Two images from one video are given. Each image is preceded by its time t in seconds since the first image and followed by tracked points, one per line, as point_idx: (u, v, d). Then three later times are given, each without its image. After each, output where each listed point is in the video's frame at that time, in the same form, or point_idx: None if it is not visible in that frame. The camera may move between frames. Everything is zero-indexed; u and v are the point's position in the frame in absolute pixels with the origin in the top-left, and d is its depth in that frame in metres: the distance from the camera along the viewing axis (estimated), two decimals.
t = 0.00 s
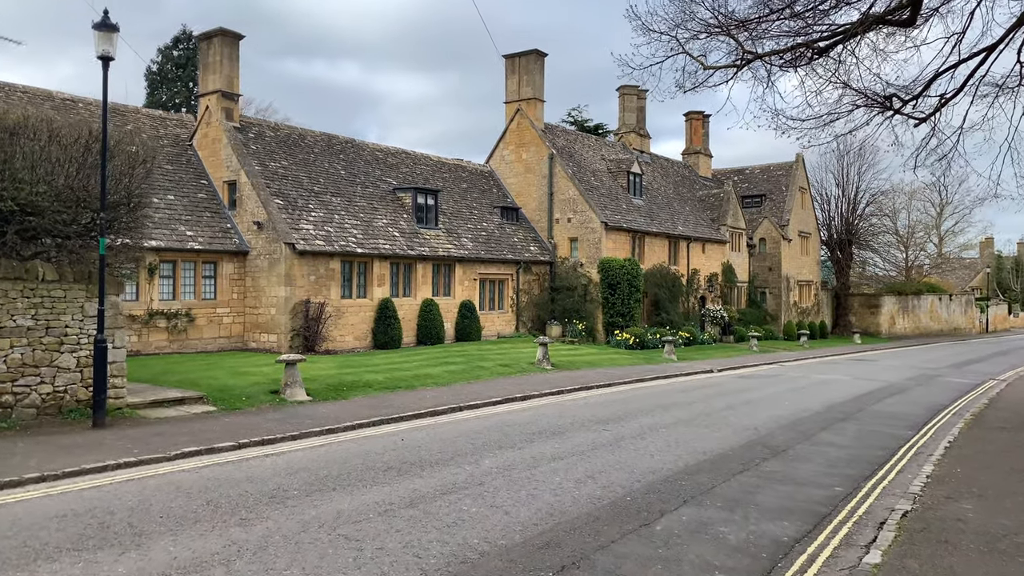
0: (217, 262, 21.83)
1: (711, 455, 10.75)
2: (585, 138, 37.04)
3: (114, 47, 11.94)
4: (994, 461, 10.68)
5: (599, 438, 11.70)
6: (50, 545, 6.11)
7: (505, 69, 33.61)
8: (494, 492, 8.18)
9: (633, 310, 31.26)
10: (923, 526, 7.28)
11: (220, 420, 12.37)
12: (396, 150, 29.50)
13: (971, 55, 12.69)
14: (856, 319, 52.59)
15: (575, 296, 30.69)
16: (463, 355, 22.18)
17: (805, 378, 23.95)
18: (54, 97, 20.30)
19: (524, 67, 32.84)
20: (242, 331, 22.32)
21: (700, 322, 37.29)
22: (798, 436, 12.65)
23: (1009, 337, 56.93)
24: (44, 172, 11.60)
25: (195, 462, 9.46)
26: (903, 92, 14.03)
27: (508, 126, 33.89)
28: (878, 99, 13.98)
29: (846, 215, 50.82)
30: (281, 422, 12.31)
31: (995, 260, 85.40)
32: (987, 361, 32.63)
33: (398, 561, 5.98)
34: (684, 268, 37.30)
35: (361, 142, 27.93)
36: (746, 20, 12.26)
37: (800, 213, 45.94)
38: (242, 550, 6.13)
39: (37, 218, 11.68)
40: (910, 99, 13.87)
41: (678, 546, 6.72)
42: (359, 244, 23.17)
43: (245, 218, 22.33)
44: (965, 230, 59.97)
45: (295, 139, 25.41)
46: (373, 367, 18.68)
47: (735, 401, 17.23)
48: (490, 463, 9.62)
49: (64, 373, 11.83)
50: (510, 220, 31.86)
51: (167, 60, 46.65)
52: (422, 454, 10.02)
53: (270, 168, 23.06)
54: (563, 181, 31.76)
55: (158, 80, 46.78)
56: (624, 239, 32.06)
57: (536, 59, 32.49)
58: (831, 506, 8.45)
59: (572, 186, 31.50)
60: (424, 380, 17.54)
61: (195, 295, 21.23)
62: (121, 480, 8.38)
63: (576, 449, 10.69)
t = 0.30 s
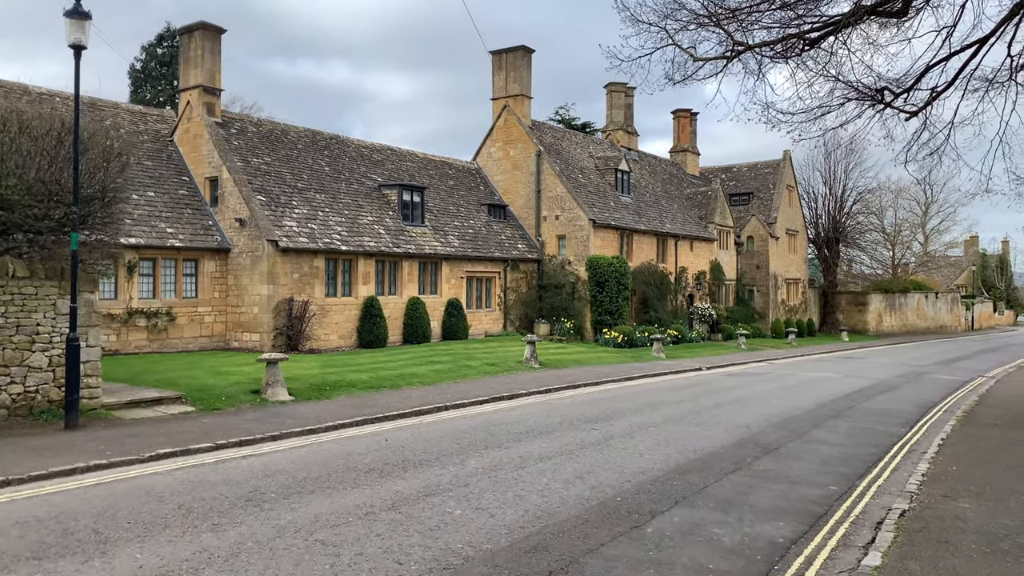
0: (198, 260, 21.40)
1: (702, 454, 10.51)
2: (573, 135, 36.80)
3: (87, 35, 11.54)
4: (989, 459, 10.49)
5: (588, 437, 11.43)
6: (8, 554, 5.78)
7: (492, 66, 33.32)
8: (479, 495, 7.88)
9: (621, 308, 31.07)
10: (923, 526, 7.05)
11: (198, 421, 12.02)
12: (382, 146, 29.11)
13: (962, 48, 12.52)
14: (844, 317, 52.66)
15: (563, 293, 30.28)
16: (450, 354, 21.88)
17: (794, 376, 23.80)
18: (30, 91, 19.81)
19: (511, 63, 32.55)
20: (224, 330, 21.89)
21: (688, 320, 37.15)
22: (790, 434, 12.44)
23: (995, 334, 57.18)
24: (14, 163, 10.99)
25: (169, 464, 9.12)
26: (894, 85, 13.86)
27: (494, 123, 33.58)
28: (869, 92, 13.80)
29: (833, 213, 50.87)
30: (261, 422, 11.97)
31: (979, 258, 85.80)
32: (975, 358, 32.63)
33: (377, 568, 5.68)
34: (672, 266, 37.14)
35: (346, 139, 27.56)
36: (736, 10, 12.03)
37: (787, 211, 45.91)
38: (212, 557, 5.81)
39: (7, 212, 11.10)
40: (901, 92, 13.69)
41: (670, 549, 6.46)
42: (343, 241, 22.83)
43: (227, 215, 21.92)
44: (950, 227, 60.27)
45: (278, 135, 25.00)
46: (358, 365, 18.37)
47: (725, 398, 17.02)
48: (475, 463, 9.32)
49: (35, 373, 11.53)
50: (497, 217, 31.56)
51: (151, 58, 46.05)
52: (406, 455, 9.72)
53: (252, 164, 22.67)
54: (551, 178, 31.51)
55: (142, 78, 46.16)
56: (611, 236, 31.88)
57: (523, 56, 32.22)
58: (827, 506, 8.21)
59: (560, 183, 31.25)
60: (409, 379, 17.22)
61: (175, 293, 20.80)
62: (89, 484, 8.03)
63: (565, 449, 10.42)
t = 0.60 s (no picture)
0: (173, 260, 20.91)
1: (687, 459, 10.24)
2: (556, 134, 36.53)
3: (49, 26, 11.11)
4: (976, 462, 10.32)
5: (570, 442, 11.15)
6: None
7: (474, 63, 32.97)
8: (455, 505, 7.56)
9: (604, 309, 30.89)
10: (914, 536, 6.82)
11: (167, 427, 11.60)
12: (362, 145, 28.68)
13: (949, 45, 12.36)
14: (826, 316, 52.74)
15: (546, 294, 30.14)
16: (431, 355, 21.52)
17: (778, 376, 23.65)
18: None
19: (493, 61, 32.23)
20: (200, 332, 21.40)
21: (671, 320, 37.03)
22: (776, 437, 12.22)
23: (975, 334, 57.55)
24: None
25: (133, 474, 8.73)
26: (879, 83, 13.71)
27: (477, 122, 33.23)
28: (854, 90, 13.64)
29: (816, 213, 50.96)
30: (232, 427, 11.57)
31: (958, 257, 86.53)
32: (956, 358, 32.70)
33: None
34: (655, 266, 36.97)
35: (326, 137, 27.11)
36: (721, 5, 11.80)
37: (770, 211, 45.92)
38: None
39: None
40: (886, 90, 13.54)
41: (654, 563, 6.17)
42: (322, 241, 22.42)
43: (203, 214, 21.43)
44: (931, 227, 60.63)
45: (256, 133, 24.52)
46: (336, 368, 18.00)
47: (709, 400, 16.80)
48: (453, 471, 9.00)
49: None
50: (480, 217, 31.23)
51: (130, 56, 45.30)
52: (381, 463, 9.37)
53: (228, 163, 22.20)
54: (534, 178, 31.21)
55: (121, 76, 45.38)
56: (594, 236, 31.65)
57: (505, 54, 31.91)
58: (814, 514, 7.96)
59: (542, 183, 30.96)
60: (389, 382, 16.84)
61: (149, 294, 20.30)
62: (45, 496, 7.63)
63: (546, 455, 10.12)
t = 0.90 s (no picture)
0: (144, 262, 20.35)
1: (671, 464, 9.92)
2: (538, 135, 36.23)
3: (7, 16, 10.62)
4: (967, 466, 10.09)
5: (551, 448, 10.79)
6: None
7: (456, 64, 32.63)
8: (430, 515, 7.17)
9: (587, 311, 30.59)
10: (909, 545, 6.54)
11: (132, 433, 11.12)
12: (341, 145, 28.22)
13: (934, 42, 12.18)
14: (808, 319, 52.79)
15: (529, 296, 29.73)
16: (410, 359, 21.13)
17: (762, 379, 23.43)
18: None
19: (475, 61, 31.88)
20: (173, 336, 20.85)
21: (654, 323, 36.87)
22: (761, 440, 11.95)
23: (955, 336, 57.91)
24: None
25: (91, 483, 8.27)
26: (865, 80, 13.54)
27: (458, 122, 32.87)
28: (840, 87, 13.45)
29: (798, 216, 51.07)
30: (201, 434, 11.11)
31: (938, 260, 87.21)
32: (938, 360, 32.73)
33: None
34: (638, 268, 36.75)
35: (303, 137, 26.63)
36: None
37: (752, 214, 45.89)
38: None
39: None
40: (872, 87, 13.36)
41: None
42: (299, 242, 21.99)
43: (176, 214, 20.89)
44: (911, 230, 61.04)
45: (231, 132, 24.00)
46: (313, 372, 17.57)
47: (694, 403, 16.51)
48: (429, 479, 8.61)
49: None
50: (461, 219, 30.85)
51: (108, 57, 44.51)
52: (354, 470, 8.97)
53: (202, 162, 21.70)
54: (515, 179, 30.90)
55: (98, 76, 44.56)
56: (577, 238, 31.40)
57: (487, 54, 31.58)
58: (805, 520, 7.66)
59: (524, 184, 30.64)
60: (366, 386, 16.42)
61: (120, 297, 19.73)
62: None
63: (526, 461, 9.76)
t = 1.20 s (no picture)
0: (122, 264, 19.86)
1: (660, 473, 9.58)
2: (526, 137, 35.90)
3: None
4: (962, 474, 9.80)
5: (536, 456, 10.42)
6: None
7: (442, 64, 32.26)
8: (404, 531, 6.80)
9: (576, 314, 30.22)
10: (909, 561, 6.22)
11: (100, 442, 10.68)
12: (326, 146, 27.80)
13: (927, 39, 11.92)
14: (797, 322, 52.52)
15: (516, 299, 29.48)
16: (394, 363, 20.72)
17: (752, 383, 23.15)
18: None
19: (462, 61, 31.53)
20: (151, 340, 20.35)
21: (643, 326, 36.58)
22: (752, 447, 11.63)
23: (943, 339, 57.94)
24: None
25: (49, 497, 7.84)
26: (857, 78, 13.27)
27: (445, 123, 32.49)
28: (832, 85, 13.19)
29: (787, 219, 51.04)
30: (172, 442, 10.67)
31: (925, 263, 87.42)
32: (927, 364, 32.56)
33: None
34: (627, 271, 36.47)
35: (287, 137, 26.19)
36: None
37: (741, 216, 45.74)
38: None
39: None
40: (864, 85, 13.10)
41: None
42: (281, 244, 21.57)
43: (154, 216, 20.41)
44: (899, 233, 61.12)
45: (213, 132, 23.54)
46: (294, 377, 17.18)
47: (683, 408, 16.19)
48: (406, 491, 8.24)
49: None
50: (448, 221, 30.47)
51: (93, 58, 43.88)
52: (328, 482, 8.58)
53: (182, 162, 21.24)
54: (503, 181, 30.56)
55: (83, 78, 43.89)
56: (565, 241, 31.09)
57: (475, 54, 31.24)
58: (798, 534, 7.34)
59: (512, 186, 30.29)
60: (347, 392, 16.01)
61: (96, 300, 19.23)
62: None
63: (509, 470, 9.38)
